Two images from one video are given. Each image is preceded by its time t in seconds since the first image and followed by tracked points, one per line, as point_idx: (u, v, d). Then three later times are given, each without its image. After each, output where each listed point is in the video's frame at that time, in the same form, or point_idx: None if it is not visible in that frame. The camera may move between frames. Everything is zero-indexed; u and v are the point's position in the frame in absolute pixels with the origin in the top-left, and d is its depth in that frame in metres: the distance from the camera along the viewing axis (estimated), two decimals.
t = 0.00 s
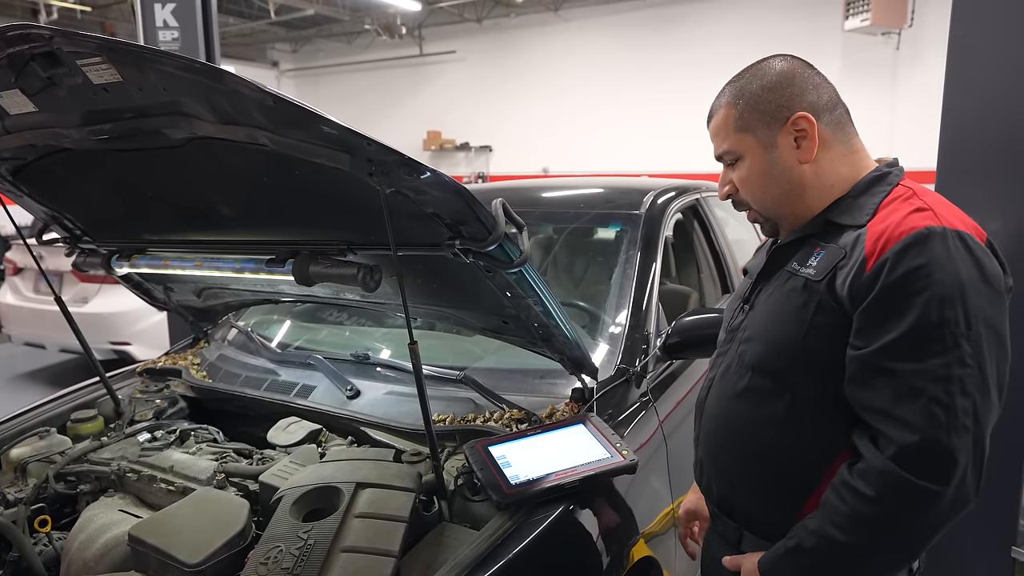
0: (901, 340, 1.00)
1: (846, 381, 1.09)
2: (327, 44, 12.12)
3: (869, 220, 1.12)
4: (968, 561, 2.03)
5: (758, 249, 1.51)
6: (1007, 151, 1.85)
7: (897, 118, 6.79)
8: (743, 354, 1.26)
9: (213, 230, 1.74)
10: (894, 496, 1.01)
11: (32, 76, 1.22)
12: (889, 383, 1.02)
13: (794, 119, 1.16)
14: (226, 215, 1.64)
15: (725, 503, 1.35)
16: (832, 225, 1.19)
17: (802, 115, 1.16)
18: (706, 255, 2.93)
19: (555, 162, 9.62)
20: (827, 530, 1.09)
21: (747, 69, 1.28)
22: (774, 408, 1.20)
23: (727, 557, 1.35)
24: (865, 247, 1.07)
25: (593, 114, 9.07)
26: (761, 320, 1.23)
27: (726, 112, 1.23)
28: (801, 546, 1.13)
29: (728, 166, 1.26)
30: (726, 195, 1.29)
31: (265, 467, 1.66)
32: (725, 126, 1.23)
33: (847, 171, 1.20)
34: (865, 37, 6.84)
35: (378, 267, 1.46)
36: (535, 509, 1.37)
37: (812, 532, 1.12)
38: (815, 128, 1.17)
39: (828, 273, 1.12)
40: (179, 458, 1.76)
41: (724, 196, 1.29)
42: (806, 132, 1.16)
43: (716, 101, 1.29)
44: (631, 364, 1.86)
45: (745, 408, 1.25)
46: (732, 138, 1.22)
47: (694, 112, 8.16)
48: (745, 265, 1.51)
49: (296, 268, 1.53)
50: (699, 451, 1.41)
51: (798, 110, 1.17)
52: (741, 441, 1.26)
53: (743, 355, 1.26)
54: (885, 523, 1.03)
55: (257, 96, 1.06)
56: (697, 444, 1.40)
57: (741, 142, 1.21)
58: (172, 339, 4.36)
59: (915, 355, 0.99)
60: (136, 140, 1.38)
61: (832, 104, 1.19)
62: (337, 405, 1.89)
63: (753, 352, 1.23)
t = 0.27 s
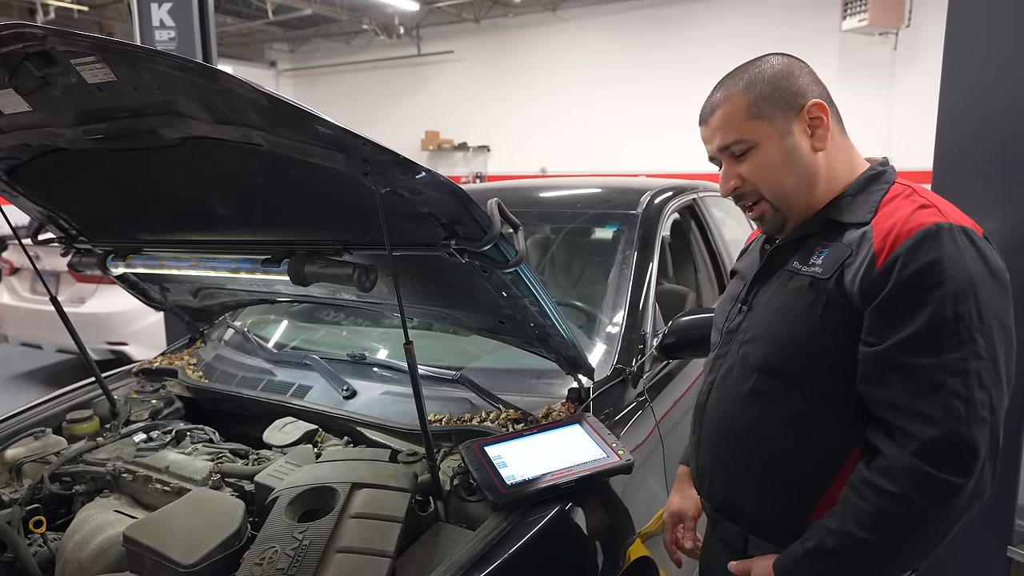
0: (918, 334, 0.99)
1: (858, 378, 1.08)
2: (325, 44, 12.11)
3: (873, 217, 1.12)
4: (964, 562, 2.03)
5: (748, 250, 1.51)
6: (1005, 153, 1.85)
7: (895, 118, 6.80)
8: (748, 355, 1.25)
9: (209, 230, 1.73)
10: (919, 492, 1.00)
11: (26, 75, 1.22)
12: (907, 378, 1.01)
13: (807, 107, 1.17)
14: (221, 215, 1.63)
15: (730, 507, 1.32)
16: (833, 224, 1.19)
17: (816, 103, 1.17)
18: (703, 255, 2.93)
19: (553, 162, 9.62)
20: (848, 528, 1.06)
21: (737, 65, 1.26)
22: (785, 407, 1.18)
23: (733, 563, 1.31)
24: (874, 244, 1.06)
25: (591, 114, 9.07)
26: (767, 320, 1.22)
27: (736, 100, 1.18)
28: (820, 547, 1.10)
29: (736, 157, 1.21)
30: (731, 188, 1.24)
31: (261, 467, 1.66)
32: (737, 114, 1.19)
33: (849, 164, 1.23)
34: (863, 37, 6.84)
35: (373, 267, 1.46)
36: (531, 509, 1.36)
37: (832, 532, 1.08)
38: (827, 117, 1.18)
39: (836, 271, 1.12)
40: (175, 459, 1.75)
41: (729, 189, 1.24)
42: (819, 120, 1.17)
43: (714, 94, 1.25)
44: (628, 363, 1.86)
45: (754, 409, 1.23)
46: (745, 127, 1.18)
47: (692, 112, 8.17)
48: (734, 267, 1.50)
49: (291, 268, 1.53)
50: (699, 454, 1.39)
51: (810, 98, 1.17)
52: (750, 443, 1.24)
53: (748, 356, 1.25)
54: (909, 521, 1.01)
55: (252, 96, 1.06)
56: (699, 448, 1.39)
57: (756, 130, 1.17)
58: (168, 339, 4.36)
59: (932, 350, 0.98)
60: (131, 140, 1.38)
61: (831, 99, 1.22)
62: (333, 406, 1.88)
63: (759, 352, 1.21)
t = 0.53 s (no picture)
0: (933, 328, 0.98)
1: (869, 374, 1.07)
2: (323, 44, 12.10)
3: (873, 211, 1.12)
4: (961, 561, 2.04)
5: (735, 250, 1.51)
6: (1002, 153, 1.85)
7: (892, 118, 6.80)
8: (750, 355, 1.23)
9: (205, 230, 1.73)
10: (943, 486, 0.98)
11: (21, 74, 1.21)
12: (923, 372, 1.00)
13: (812, 100, 1.18)
14: (218, 215, 1.63)
15: (733, 511, 1.30)
16: (830, 220, 1.18)
17: (819, 97, 1.18)
18: (700, 255, 2.93)
19: (551, 162, 9.62)
20: (868, 527, 1.04)
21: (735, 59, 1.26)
22: (792, 407, 1.16)
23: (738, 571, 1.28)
24: (880, 238, 1.06)
25: (589, 114, 9.07)
26: (769, 319, 1.20)
27: (743, 86, 1.17)
28: (839, 549, 1.07)
29: (739, 145, 1.19)
30: (731, 178, 1.21)
31: (258, 467, 1.67)
32: (744, 100, 1.17)
33: (845, 161, 1.24)
34: (860, 37, 6.85)
35: (370, 267, 1.46)
36: (528, 509, 1.36)
37: (852, 533, 1.06)
38: (828, 112, 1.20)
39: (841, 266, 1.11)
40: (171, 459, 1.75)
41: (729, 179, 1.21)
42: (822, 114, 1.19)
43: (715, 83, 1.24)
44: (624, 363, 1.86)
45: (759, 410, 1.21)
46: (753, 112, 1.16)
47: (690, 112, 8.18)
48: (722, 267, 1.50)
49: (287, 268, 1.53)
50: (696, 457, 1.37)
51: (813, 92, 1.19)
52: (755, 445, 1.22)
53: (749, 356, 1.23)
54: (931, 517, 0.99)
55: (247, 95, 1.05)
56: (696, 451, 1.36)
57: (763, 117, 1.16)
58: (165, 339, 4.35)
59: (947, 343, 0.98)
60: (126, 139, 1.38)
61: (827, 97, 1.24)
62: (329, 406, 1.88)
63: (761, 351, 1.20)
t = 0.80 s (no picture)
0: (957, 335, 0.92)
1: (886, 382, 1.01)
2: (322, 43, 12.09)
3: (885, 209, 1.05)
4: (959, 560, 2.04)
5: (726, 249, 1.48)
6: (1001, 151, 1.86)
7: (891, 118, 6.81)
8: (758, 362, 1.17)
9: (203, 230, 1.73)
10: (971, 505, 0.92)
11: (18, 73, 1.21)
12: (949, 382, 0.93)
13: (831, 87, 1.14)
14: (216, 215, 1.63)
15: (742, 526, 1.24)
16: (839, 218, 1.12)
17: (838, 87, 1.15)
18: (699, 254, 2.94)
19: (550, 161, 9.63)
20: (889, 549, 0.98)
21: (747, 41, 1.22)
22: (803, 417, 1.11)
23: None
24: (898, 239, 1.00)
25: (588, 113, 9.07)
26: (778, 324, 1.15)
27: (765, 59, 1.12)
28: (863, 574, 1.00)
29: (755, 123, 1.13)
30: (743, 158, 1.14)
31: (255, 466, 1.67)
32: (767, 75, 1.11)
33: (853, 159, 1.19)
34: (859, 37, 6.86)
35: (367, 266, 1.46)
36: (526, 509, 1.37)
37: (874, 557, 0.99)
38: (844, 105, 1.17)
39: (856, 267, 1.04)
40: (169, 458, 1.75)
41: (741, 159, 1.14)
42: (840, 104, 1.15)
43: (731, 58, 1.18)
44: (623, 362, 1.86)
45: (769, 420, 1.15)
46: (774, 88, 1.11)
47: (689, 111, 8.18)
48: (714, 266, 1.47)
49: (285, 267, 1.52)
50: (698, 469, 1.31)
51: (833, 82, 1.15)
52: (765, 455, 1.16)
53: (755, 362, 1.17)
54: (958, 536, 0.93)
55: (244, 95, 1.05)
56: (700, 463, 1.30)
57: (785, 93, 1.11)
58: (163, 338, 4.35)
59: (972, 351, 0.91)
60: (123, 138, 1.37)
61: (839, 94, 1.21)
62: (327, 405, 1.88)
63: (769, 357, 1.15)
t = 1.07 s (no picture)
0: (1011, 362, 0.85)
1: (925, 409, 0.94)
2: (321, 42, 12.09)
3: (922, 218, 0.97)
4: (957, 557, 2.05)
5: (734, 252, 1.36)
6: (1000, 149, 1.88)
7: (890, 117, 6.82)
8: (778, 383, 1.08)
9: (202, 229, 1.73)
10: None
11: (16, 72, 1.21)
12: (1000, 413, 0.86)
13: (869, 82, 1.04)
14: (215, 214, 1.63)
15: (756, 557, 1.16)
16: (868, 225, 1.03)
17: (876, 82, 1.04)
18: (698, 253, 2.94)
19: (550, 160, 9.63)
20: None
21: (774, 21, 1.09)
22: (832, 445, 1.03)
23: None
24: (942, 251, 0.91)
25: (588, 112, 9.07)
26: (802, 342, 1.06)
27: (805, 47, 0.99)
28: None
29: (789, 120, 1.00)
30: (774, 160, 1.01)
31: (255, 466, 1.66)
32: (805, 67, 0.99)
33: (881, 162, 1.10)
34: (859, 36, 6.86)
35: (366, 265, 1.46)
36: (525, 508, 1.36)
37: None
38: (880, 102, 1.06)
39: (891, 282, 0.96)
40: (168, 458, 1.75)
41: (771, 161, 1.01)
42: (876, 101, 1.04)
43: (761, 42, 1.04)
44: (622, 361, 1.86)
45: (791, 448, 1.07)
46: (812, 82, 0.98)
47: (688, 110, 8.19)
48: (719, 272, 1.35)
49: (284, 266, 1.52)
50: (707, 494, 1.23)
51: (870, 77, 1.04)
52: (785, 485, 1.09)
53: (775, 383, 1.09)
54: None
55: (243, 93, 1.05)
56: (711, 489, 1.21)
57: (824, 89, 0.99)
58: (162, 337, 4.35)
59: None
60: (122, 137, 1.37)
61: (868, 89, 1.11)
62: (327, 404, 1.88)
63: (792, 379, 1.06)
